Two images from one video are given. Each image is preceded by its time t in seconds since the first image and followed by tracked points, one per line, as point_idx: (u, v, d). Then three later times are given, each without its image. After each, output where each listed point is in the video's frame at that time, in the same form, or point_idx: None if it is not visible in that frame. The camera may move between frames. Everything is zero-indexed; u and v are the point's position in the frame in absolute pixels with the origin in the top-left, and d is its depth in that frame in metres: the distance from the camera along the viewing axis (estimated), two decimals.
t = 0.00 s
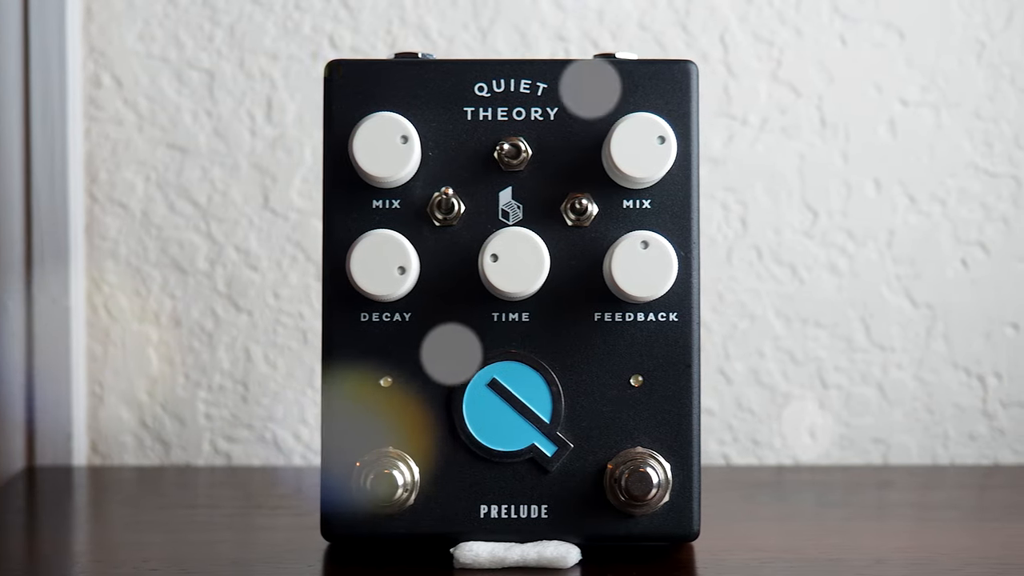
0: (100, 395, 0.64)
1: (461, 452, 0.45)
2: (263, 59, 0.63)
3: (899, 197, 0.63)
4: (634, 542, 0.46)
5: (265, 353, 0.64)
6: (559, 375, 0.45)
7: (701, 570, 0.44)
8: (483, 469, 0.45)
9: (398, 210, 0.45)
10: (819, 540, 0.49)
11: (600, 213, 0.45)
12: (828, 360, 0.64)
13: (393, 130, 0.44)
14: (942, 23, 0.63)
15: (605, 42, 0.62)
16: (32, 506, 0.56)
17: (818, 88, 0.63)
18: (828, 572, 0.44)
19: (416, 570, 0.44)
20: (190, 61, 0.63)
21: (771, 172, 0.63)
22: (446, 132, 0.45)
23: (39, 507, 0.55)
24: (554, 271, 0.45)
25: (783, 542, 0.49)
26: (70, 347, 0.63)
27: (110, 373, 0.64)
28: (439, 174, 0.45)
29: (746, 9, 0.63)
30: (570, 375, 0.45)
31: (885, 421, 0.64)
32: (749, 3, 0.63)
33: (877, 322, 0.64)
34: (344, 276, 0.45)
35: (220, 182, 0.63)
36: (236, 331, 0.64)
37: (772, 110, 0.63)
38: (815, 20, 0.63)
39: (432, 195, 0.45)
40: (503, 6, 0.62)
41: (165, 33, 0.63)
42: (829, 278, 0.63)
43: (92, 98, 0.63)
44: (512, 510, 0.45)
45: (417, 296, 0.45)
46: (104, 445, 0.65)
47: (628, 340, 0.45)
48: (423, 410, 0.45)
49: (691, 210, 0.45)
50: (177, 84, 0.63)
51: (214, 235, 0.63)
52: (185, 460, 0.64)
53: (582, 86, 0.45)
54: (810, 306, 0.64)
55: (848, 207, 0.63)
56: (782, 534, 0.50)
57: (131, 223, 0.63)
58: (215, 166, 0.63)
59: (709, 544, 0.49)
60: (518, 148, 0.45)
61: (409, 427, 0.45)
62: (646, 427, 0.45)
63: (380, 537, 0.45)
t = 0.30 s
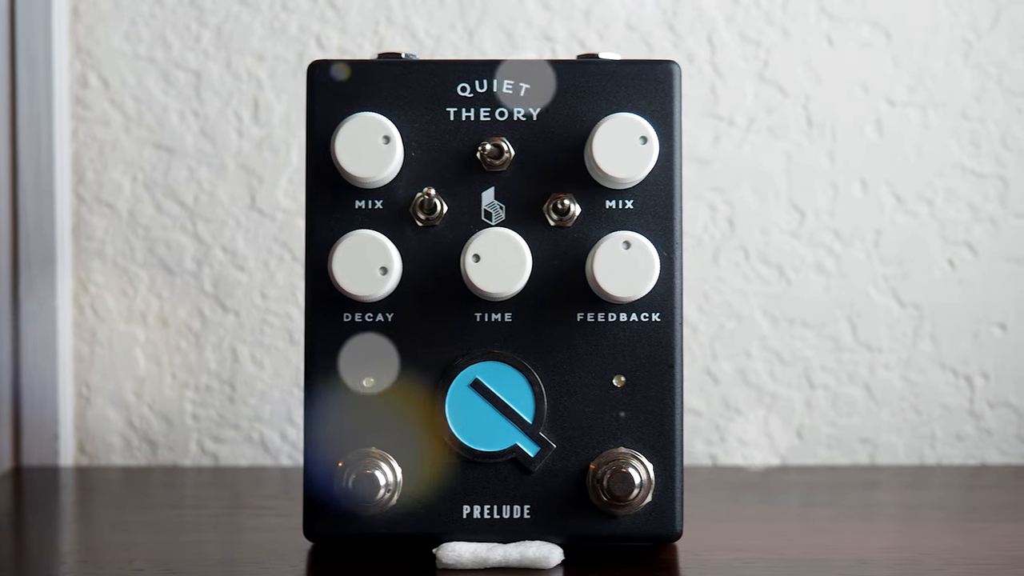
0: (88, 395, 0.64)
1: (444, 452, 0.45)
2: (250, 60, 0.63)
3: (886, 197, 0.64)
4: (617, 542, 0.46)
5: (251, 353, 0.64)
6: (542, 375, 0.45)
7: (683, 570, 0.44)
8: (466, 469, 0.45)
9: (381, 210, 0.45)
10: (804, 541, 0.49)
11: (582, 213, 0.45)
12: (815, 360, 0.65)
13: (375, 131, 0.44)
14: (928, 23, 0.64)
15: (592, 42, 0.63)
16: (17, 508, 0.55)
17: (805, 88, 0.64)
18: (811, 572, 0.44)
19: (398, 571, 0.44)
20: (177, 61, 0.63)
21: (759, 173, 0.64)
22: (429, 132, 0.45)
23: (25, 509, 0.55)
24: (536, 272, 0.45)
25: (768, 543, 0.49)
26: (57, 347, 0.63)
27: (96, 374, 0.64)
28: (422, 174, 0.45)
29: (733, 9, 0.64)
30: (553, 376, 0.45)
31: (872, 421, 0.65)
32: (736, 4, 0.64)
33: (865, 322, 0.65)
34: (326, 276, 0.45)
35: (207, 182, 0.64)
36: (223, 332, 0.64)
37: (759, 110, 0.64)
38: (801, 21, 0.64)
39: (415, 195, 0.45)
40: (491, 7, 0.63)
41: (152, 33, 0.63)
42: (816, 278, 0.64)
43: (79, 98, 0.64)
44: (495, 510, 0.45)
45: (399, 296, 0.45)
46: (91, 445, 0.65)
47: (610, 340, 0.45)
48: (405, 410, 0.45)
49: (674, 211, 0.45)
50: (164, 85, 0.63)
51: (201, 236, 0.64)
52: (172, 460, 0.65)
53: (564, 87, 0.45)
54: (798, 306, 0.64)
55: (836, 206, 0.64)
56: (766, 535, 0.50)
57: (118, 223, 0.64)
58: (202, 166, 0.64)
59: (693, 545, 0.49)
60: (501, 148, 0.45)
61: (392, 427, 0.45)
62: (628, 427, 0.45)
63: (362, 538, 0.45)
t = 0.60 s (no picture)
0: (75, 396, 0.65)
1: (427, 452, 0.45)
2: (238, 60, 0.64)
3: (874, 197, 0.64)
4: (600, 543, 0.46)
5: (239, 353, 0.65)
6: (526, 375, 0.45)
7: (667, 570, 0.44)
8: (449, 470, 0.45)
9: (364, 211, 0.45)
10: (790, 541, 0.49)
11: (566, 214, 0.45)
12: (802, 361, 0.65)
13: (358, 131, 0.44)
14: (915, 24, 0.64)
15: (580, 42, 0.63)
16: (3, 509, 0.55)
17: (792, 89, 0.64)
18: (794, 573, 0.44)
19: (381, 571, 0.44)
20: (164, 62, 0.64)
21: (746, 174, 0.64)
22: (412, 133, 0.45)
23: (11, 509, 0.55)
24: (520, 272, 0.45)
25: (753, 543, 0.49)
26: (45, 347, 0.64)
27: (84, 375, 0.65)
28: (406, 175, 0.45)
29: (721, 10, 0.64)
30: (536, 376, 0.45)
31: (860, 421, 0.65)
32: (723, 5, 0.64)
33: (852, 322, 0.65)
34: (310, 277, 0.45)
35: (194, 182, 0.64)
36: (211, 332, 0.65)
37: (746, 110, 0.64)
38: (789, 21, 0.64)
39: (398, 196, 0.45)
40: (478, 7, 0.64)
41: (140, 34, 0.64)
42: (804, 278, 0.65)
43: (67, 98, 0.64)
44: (478, 511, 0.45)
45: (382, 296, 0.45)
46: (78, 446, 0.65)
47: (594, 341, 0.45)
48: (389, 410, 0.45)
49: (657, 211, 0.45)
50: (151, 85, 0.64)
51: (188, 236, 0.64)
52: (159, 461, 0.65)
53: (548, 87, 0.45)
54: (786, 307, 0.65)
55: (823, 207, 0.64)
56: (751, 535, 0.50)
57: (106, 223, 0.64)
58: (189, 167, 0.64)
59: (677, 545, 0.49)
60: (484, 149, 0.45)
61: (375, 427, 0.45)
62: (612, 428, 0.45)
63: (346, 539, 0.45)
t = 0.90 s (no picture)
0: (64, 396, 0.65)
1: (411, 453, 0.45)
2: (226, 61, 0.64)
3: (862, 198, 0.64)
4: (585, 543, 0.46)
5: (228, 354, 0.65)
6: (510, 376, 0.45)
7: (651, 570, 0.44)
8: (433, 471, 0.45)
9: (349, 211, 0.45)
10: (776, 541, 0.50)
11: (551, 214, 0.45)
12: (791, 361, 0.65)
13: (342, 132, 0.44)
14: (904, 25, 0.64)
15: (568, 43, 0.63)
16: None
17: (780, 89, 0.64)
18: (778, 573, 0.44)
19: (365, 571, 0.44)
20: (153, 62, 0.64)
21: (735, 174, 0.64)
22: (397, 133, 0.45)
23: None
24: (504, 273, 0.45)
25: (739, 544, 0.49)
26: (33, 347, 0.64)
27: (73, 375, 0.65)
28: (390, 175, 0.45)
29: (709, 10, 0.64)
30: (521, 377, 0.45)
31: (849, 421, 0.65)
32: (711, 5, 0.64)
33: (840, 323, 0.65)
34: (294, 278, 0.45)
35: (183, 183, 0.64)
36: (199, 332, 0.65)
37: (735, 111, 0.64)
38: (777, 22, 0.64)
39: (383, 196, 0.45)
40: (466, 8, 0.64)
41: (128, 35, 0.64)
42: (792, 279, 0.65)
43: (55, 99, 0.64)
44: (462, 511, 0.45)
45: (366, 297, 0.45)
46: (67, 446, 0.65)
47: (579, 341, 0.45)
48: (373, 410, 0.45)
49: (642, 212, 0.45)
50: (140, 86, 0.64)
51: (177, 237, 0.64)
52: (148, 461, 0.65)
53: (533, 88, 0.45)
54: (774, 307, 0.65)
55: (812, 207, 0.64)
56: (737, 535, 0.51)
57: (94, 224, 0.64)
58: (178, 167, 0.64)
59: (663, 545, 0.49)
60: (468, 149, 0.45)
61: (359, 427, 0.45)
62: (597, 428, 0.45)
63: (330, 539, 0.45)
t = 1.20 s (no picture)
0: (54, 397, 0.65)
1: (397, 454, 0.45)
2: (216, 61, 0.64)
3: (852, 198, 0.65)
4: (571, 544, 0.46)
5: (217, 354, 0.65)
6: (496, 376, 0.45)
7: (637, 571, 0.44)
8: (419, 472, 0.45)
9: (334, 212, 0.45)
10: (763, 542, 0.49)
11: (537, 215, 0.45)
12: (781, 362, 0.65)
13: (326, 133, 0.44)
14: (893, 25, 0.64)
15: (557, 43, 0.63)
16: None
17: (769, 90, 0.64)
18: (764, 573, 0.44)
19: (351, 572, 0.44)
20: (142, 63, 0.64)
21: (724, 175, 0.64)
22: (383, 134, 0.45)
23: None
24: (489, 273, 0.45)
25: (725, 544, 0.49)
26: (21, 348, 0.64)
27: (63, 376, 0.65)
28: (375, 176, 0.45)
29: (698, 11, 0.64)
30: (507, 377, 0.45)
31: (838, 422, 0.65)
32: (700, 5, 0.64)
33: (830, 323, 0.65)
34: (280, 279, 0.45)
35: (172, 183, 0.64)
36: (188, 333, 0.65)
37: (724, 111, 0.64)
38: (766, 22, 0.64)
39: (369, 197, 0.45)
40: (455, 8, 0.64)
41: (117, 36, 0.64)
42: (782, 279, 0.65)
43: (44, 100, 0.64)
44: (448, 512, 0.45)
45: (351, 297, 0.45)
46: (56, 447, 0.65)
47: (564, 341, 0.45)
48: (359, 411, 0.45)
49: (628, 212, 0.45)
50: (129, 86, 0.64)
51: (166, 237, 0.64)
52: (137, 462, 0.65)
53: (519, 88, 0.45)
54: (764, 308, 0.65)
55: (801, 208, 0.64)
56: (724, 536, 0.50)
57: (83, 224, 0.65)
58: (167, 168, 0.64)
59: (649, 546, 0.49)
60: (454, 150, 0.45)
61: (345, 428, 0.45)
62: (583, 429, 0.45)
63: (316, 540, 0.45)
